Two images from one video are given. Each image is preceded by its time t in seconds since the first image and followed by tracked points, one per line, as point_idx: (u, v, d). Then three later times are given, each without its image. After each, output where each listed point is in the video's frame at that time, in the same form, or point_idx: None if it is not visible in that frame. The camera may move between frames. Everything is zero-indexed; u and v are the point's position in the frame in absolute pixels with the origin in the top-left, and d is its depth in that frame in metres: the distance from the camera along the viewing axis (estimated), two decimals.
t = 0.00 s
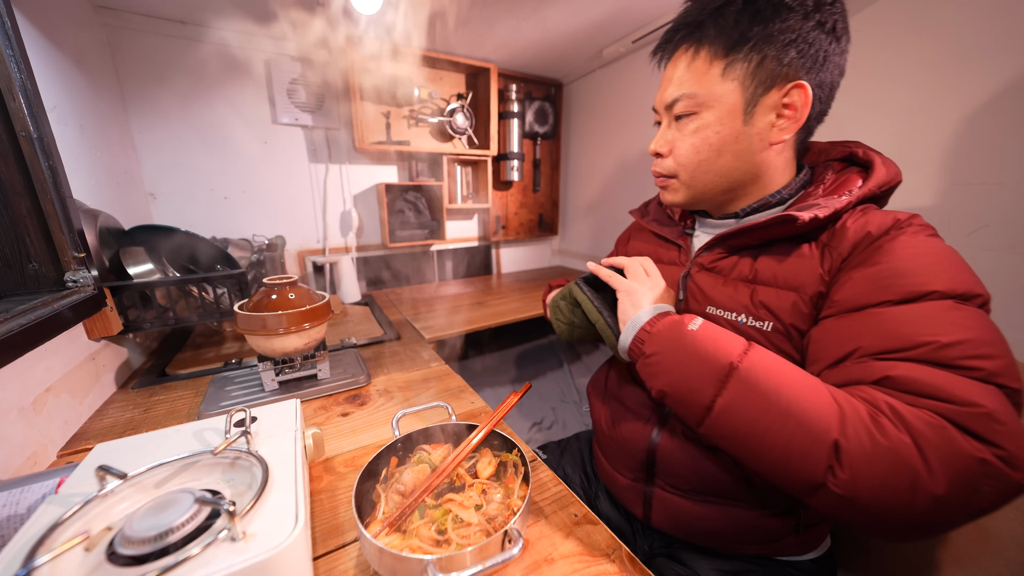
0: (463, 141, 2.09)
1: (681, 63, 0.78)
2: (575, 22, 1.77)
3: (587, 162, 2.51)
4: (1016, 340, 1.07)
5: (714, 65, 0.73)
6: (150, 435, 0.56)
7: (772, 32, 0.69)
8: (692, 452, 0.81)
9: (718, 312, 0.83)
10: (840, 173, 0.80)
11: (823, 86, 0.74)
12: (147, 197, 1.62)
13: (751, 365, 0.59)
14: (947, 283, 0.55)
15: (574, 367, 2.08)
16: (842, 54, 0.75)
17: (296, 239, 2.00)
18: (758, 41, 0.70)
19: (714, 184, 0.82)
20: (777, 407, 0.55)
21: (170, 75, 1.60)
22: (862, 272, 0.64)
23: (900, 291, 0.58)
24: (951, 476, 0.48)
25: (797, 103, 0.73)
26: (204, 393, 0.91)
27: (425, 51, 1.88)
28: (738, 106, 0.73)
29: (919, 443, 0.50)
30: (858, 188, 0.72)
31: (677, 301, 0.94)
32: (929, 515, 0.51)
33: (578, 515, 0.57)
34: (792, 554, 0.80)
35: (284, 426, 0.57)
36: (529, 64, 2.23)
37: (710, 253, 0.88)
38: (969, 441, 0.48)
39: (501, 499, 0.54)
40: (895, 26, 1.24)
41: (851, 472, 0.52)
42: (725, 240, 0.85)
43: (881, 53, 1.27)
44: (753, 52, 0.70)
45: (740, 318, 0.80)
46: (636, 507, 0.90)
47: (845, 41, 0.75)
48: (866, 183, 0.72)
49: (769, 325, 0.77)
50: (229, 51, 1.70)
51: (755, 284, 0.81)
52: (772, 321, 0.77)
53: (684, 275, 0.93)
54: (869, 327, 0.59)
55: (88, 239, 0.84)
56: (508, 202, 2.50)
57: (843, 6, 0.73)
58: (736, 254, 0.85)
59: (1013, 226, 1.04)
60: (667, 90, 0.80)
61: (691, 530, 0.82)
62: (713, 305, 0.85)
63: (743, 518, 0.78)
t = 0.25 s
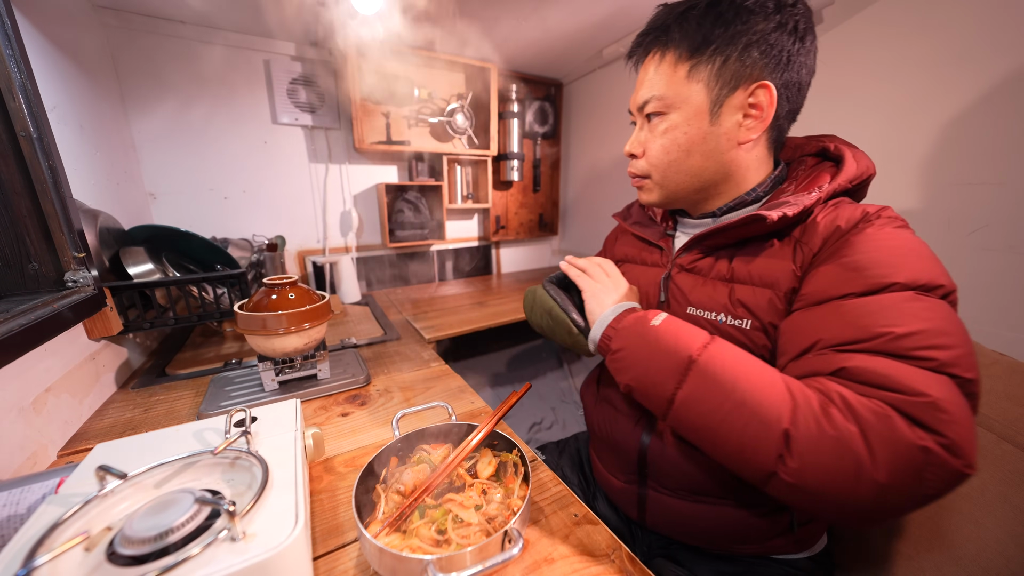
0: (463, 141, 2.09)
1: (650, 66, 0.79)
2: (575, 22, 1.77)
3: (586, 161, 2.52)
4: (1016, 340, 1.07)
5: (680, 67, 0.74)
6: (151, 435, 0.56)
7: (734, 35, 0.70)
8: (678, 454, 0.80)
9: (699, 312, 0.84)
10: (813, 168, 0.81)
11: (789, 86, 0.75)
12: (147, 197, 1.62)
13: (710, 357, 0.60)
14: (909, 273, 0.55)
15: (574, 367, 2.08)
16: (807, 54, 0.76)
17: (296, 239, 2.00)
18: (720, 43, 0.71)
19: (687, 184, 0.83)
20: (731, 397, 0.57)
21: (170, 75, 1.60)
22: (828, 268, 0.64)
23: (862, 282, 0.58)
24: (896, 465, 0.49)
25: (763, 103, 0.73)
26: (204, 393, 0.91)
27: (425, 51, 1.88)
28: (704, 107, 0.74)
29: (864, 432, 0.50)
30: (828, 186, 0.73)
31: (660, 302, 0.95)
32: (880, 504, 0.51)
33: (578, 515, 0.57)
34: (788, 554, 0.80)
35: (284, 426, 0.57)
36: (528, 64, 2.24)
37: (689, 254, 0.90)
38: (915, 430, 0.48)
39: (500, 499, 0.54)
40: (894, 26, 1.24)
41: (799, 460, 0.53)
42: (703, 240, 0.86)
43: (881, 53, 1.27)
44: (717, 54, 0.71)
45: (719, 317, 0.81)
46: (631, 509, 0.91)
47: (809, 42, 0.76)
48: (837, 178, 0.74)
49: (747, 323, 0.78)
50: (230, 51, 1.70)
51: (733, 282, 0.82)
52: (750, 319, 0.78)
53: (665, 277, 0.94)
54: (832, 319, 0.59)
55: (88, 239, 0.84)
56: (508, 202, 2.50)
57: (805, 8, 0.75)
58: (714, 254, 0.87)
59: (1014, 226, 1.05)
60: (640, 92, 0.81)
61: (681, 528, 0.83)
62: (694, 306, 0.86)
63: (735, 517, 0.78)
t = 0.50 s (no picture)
0: (463, 141, 2.09)
1: (632, 69, 0.79)
2: (575, 22, 1.77)
3: (586, 161, 2.52)
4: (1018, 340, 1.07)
5: (660, 69, 0.75)
6: (151, 435, 0.56)
7: (712, 37, 0.71)
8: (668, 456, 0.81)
9: (686, 315, 0.85)
10: (795, 167, 0.81)
11: (769, 87, 0.75)
12: (147, 197, 1.62)
13: (673, 371, 0.64)
14: (881, 280, 0.57)
15: (574, 367, 2.08)
16: (788, 56, 0.76)
17: (296, 239, 2.00)
18: (698, 45, 0.71)
19: (670, 185, 0.83)
20: (690, 409, 0.60)
21: (170, 75, 1.60)
22: (807, 272, 0.66)
23: (835, 292, 0.60)
24: (834, 476, 0.52)
25: (743, 105, 0.74)
26: (204, 393, 0.91)
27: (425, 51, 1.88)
28: (684, 109, 0.74)
29: (810, 443, 0.54)
30: (808, 186, 0.74)
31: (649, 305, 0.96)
32: (820, 508, 0.55)
33: (578, 515, 0.57)
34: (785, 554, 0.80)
35: (284, 426, 0.57)
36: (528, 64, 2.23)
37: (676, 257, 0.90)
38: (857, 442, 0.52)
39: (501, 499, 0.54)
40: (894, 25, 1.24)
41: (749, 471, 0.57)
42: (688, 243, 0.86)
43: (880, 53, 1.27)
44: (695, 56, 0.72)
45: (706, 319, 0.82)
46: (629, 510, 0.91)
47: (791, 44, 0.76)
48: (818, 177, 0.74)
49: (733, 325, 0.79)
50: (230, 50, 1.70)
51: (719, 285, 0.83)
52: (735, 322, 0.79)
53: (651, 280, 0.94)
54: (806, 326, 0.61)
55: (88, 239, 0.84)
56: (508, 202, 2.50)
57: (785, 9, 0.75)
58: (701, 256, 0.87)
59: (1014, 226, 1.05)
60: (624, 93, 0.81)
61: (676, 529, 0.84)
62: (682, 309, 0.87)
63: (728, 521, 0.78)
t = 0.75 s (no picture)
0: (463, 141, 2.09)
1: (624, 68, 0.79)
2: (575, 22, 1.77)
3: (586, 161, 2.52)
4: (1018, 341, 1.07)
5: (650, 70, 0.75)
6: (151, 434, 0.56)
7: (701, 39, 0.71)
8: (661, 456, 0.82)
9: (676, 316, 0.85)
10: (781, 165, 0.81)
11: (758, 89, 0.75)
12: (147, 197, 1.62)
13: (643, 378, 0.67)
14: (858, 279, 0.57)
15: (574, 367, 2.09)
16: (777, 60, 0.76)
17: (296, 239, 2.00)
18: (687, 47, 0.71)
19: (659, 185, 0.83)
20: (660, 414, 0.64)
21: (170, 75, 1.60)
22: (788, 272, 0.66)
23: (813, 292, 0.61)
24: (799, 471, 0.55)
25: (731, 107, 0.74)
26: (204, 393, 0.91)
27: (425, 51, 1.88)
28: (672, 110, 0.75)
29: (774, 443, 0.56)
30: (791, 184, 0.74)
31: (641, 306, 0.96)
32: (794, 506, 0.57)
33: (578, 515, 0.57)
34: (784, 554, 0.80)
35: (284, 426, 0.56)
36: (528, 64, 2.23)
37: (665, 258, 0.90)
38: (822, 441, 0.54)
39: (501, 500, 0.54)
40: (893, 25, 1.24)
41: (719, 470, 0.60)
42: (677, 244, 0.86)
43: (880, 53, 1.27)
44: (684, 57, 0.72)
45: (695, 320, 0.82)
46: (627, 509, 0.92)
47: (780, 48, 0.76)
48: (799, 176, 0.74)
49: (721, 325, 0.79)
50: (230, 50, 1.70)
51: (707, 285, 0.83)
52: (724, 322, 0.79)
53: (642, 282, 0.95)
54: (785, 328, 0.61)
55: (88, 239, 0.84)
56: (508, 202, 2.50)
57: (775, 12, 0.75)
58: (690, 256, 0.87)
59: (1014, 226, 1.05)
60: (615, 93, 0.82)
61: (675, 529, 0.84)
62: (671, 310, 0.87)
63: (725, 521, 0.78)
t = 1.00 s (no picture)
0: (463, 141, 2.09)
1: (615, 61, 0.79)
2: (574, 22, 1.77)
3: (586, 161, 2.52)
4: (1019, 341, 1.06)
5: (640, 66, 0.75)
6: (151, 434, 0.56)
7: (692, 36, 0.70)
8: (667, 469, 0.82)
9: (667, 321, 0.88)
10: (768, 167, 0.83)
11: (745, 90, 0.76)
12: (147, 197, 1.62)
13: (699, 426, 0.61)
14: (874, 297, 0.58)
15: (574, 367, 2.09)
16: (766, 60, 0.76)
17: (296, 239, 2.00)
18: (677, 43, 0.71)
19: (645, 183, 0.85)
20: (723, 465, 0.60)
21: (170, 75, 1.60)
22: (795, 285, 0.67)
23: (829, 313, 0.61)
24: (877, 509, 0.54)
25: (719, 107, 0.74)
26: (204, 393, 0.91)
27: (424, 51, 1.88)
28: (662, 107, 0.75)
29: (851, 487, 0.54)
30: (780, 188, 0.75)
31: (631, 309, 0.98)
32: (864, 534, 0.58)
33: (578, 515, 0.57)
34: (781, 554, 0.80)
35: (285, 426, 0.57)
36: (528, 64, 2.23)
37: (654, 262, 0.92)
38: (890, 476, 0.54)
39: (501, 499, 0.54)
40: (894, 25, 1.24)
41: (794, 514, 0.58)
42: (666, 248, 0.88)
43: (880, 53, 1.27)
44: (675, 54, 0.71)
45: (686, 326, 0.84)
46: (622, 509, 0.92)
47: (770, 48, 0.77)
48: (788, 179, 0.76)
49: (712, 331, 0.82)
50: (230, 51, 1.70)
51: (698, 291, 0.85)
52: (715, 327, 0.82)
53: (634, 286, 0.96)
54: (812, 355, 0.62)
55: (88, 239, 0.84)
56: (508, 202, 2.50)
57: (766, 13, 0.75)
58: (679, 261, 0.89)
59: (1013, 226, 1.05)
60: (605, 86, 0.81)
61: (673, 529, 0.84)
62: (663, 315, 0.89)
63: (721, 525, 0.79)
